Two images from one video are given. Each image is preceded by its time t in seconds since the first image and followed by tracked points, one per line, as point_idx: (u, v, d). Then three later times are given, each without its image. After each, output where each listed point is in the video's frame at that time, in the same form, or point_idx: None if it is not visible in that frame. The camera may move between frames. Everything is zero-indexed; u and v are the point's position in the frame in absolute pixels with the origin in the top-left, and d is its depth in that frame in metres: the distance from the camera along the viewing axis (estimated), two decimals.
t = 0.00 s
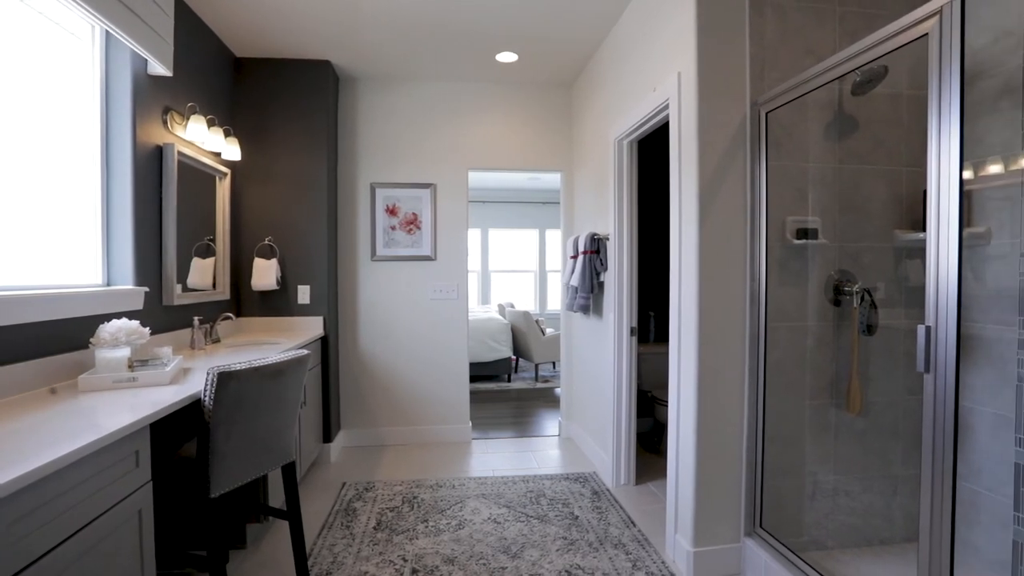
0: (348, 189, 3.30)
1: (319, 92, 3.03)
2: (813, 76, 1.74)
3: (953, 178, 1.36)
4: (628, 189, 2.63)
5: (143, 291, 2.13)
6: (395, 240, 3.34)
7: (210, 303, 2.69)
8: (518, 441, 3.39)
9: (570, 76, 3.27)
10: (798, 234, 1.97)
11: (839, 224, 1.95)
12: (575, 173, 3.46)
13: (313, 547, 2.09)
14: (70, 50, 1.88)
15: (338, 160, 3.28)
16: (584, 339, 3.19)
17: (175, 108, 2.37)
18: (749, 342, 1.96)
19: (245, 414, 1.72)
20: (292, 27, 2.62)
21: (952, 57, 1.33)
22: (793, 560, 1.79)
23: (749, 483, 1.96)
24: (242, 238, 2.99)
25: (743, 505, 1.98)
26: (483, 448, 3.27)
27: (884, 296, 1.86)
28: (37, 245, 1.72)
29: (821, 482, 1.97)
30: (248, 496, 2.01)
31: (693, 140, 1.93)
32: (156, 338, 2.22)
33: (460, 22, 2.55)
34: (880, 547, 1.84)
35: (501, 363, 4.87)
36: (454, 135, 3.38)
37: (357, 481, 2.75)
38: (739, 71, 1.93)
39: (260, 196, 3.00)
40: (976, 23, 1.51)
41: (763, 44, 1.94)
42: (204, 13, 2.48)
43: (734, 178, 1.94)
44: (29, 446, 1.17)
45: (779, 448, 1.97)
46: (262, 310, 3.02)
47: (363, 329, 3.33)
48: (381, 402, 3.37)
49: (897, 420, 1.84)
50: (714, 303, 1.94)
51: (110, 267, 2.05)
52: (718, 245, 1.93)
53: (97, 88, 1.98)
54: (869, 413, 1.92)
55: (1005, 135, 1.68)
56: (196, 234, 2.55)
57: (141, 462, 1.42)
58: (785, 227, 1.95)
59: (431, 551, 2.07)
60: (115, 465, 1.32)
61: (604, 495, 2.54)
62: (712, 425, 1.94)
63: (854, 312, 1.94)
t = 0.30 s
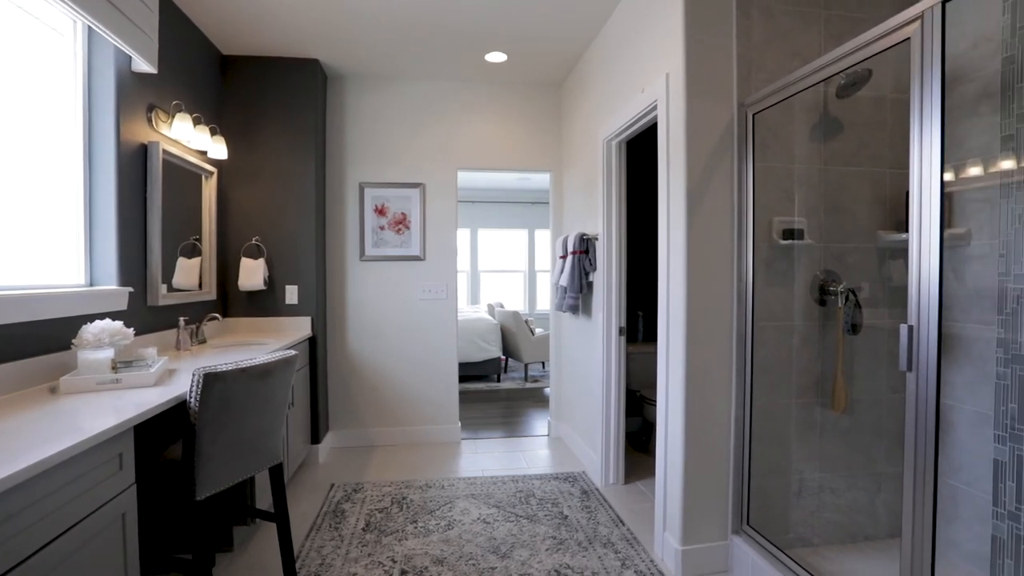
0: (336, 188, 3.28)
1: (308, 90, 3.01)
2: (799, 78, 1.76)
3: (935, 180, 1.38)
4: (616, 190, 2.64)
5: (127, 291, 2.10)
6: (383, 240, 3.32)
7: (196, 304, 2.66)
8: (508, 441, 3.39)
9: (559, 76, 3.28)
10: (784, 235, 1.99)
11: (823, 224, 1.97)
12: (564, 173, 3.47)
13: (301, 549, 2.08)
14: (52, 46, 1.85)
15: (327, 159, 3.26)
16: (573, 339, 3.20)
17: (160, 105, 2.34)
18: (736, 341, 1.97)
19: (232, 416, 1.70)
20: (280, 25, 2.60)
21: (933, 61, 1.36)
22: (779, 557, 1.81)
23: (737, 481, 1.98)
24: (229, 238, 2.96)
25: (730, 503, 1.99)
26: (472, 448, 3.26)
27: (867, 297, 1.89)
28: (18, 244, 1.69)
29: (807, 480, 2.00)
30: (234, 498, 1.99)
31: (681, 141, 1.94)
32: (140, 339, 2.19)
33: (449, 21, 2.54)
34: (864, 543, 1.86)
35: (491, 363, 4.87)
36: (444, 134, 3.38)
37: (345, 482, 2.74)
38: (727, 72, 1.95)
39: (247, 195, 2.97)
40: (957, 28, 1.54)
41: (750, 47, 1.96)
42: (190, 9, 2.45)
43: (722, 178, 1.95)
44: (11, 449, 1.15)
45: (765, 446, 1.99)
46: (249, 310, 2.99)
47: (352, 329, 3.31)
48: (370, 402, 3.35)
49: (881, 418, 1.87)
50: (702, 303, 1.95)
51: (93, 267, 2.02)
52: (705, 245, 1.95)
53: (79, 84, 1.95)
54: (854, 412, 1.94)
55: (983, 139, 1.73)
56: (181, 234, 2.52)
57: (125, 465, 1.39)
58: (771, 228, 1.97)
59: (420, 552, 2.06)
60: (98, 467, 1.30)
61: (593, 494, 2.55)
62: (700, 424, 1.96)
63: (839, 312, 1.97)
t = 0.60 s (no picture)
0: (325, 188, 3.26)
1: (297, 89, 2.99)
2: (785, 80, 1.78)
3: (919, 182, 1.40)
4: (605, 190, 2.64)
5: (112, 291, 2.07)
6: (372, 240, 3.31)
7: (182, 304, 2.63)
8: (498, 441, 3.39)
9: (548, 76, 3.29)
10: (771, 235, 2.01)
11: (809, 225, 1.99)
12: (553, 174, 3.47)
13: (290, 551, 2.06)
14: (33, 42, 1.82)
15: (315, 158, 3.24)
16: (563, 339, 3.20)
17: (145, 103, 2.31)
18: (724, 341, 1.99)
19: (218, 418, 1.68)
20: (268, 23, 2.58)
21: (915, 66, 1.38)
22: (767, 555, 1.83)
23: (725, 479, 2.00)
24: (216, 237, 2.93)
25: (718, 501, 2.01)
26: (463, 448, 3.26)
27: (852, 296, 1.91)
28: None
29: (795, 479, 2.02)
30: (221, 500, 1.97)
31: (669, 142, 1.95)
32: (125, 340, 2.16)
33: (439, 20, 2.54)
34: (850, 539, 1.87)
35: (481, 364, 4.87)
36: (433, 134, 3.37)
37: (334, 483, 2.72)
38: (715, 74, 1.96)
39: (235, 194, 2.94)
40: (939, 33, 1.56)
41: (738, 49, 1.97)
42: (176, 6, 2.42)
43: (710, 179, 1.97)
44: None
45: (752, 445, 2.01)
46: (237, 311, 2.96)
47: (341, 330, 3.29)
48: (359, 403, 3.34)
49: (865, 416, 1.89)
50: (690, 303, 1.96)
51: (75, 267, 1.99)
52: (694, 245, 1.96)
53: (61, 81, 1.92)
54: (840, 411, 1.96)
55: (966, 139, 1.80)
56: (168, 234, 2.49)
57: (110, 468, 1.37)
58: (759, 228, 1.99)
59: (410, 553, 2.06)
60: (81, 470, 1.28)
61: (583, 493, 2.55)
62: (688, 423, 1.97)
63: (825, 311, 1.99)
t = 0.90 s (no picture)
0: (314, 187, 3.23)
1: (285, 87, 2.96)
2: (771, 83, 1.80)
3: (901, 183, 1.43)
4: (594, 190, 2.65)
5: (95, 291, 2.04)
6: (361, 240, 3.29)
7: (168, 304, 2.60)
8: (487, 441, 3.39)
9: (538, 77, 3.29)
10: (758, 236, 2.03)
11: (795, 226, 2.01)
12: (543, 174, 3.48)
13: (278, 553, 2.05)
14: (14, 37, 1.79)
15: (303, 157, 3.21)
16: (552, 338, 3.21)
17: (130, 101, 2.27)
18: (712, 340, 2.01)
19: (204, 420, 1.66)
20: (255, 20, 2.55)
21: (898, 69, 1.40)
22: (754, 552, 1.85)
23: (714, 478, 2.02)
24: (202, 237, 2.90)
25: (706, 499, 2.03)
26: (452, 449, 3.25)
27: (837, 296, 1.93)
28: None
29: (782, 476, 2.04)
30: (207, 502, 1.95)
31: (658, 143, 1.96)
32: (109, 340, 2.13)
33: (428, 20, 2.54)
34: (835, 536, 1.89)
35: (471, 364, 4.87)
36: (422, 134, 3.36)
37: (322, 484, 2.70)
38: (703, 76, 1.98)
39: (221, 193, 2.91)
40: (922, 37, 1.59)
41: (725, 51, 1.99)
42: (161, 3, 2.39)
43: (698, 179, 1.98)
44: None
45: (740, 443, 2.03)
46: (224, 311, 2.93)
47: (329, 330, 3.27)
48: (348, 403, 3.32)
49: (850, 415, 1.92)
50: (679, 303, 1.98)
51: (57, 267, 1.95)
52: (682, 246, 1.98)
53: (43, 78, 1.89)
54: (826, 409, 1.99)
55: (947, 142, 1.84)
56: (153, 233, 2.46)
57: (93, 470, 1.36)
58: (746, 229, 2.01)
59: (399, 554, 2.05)
60: (63, 473, 1.26)
61: (573, 493, 2.56)
62: (677, 422, 1.99)
63: (811, 311, 2.01)
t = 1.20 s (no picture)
0: (301, 186, 3.21)
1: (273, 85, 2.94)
2: (758, 85, 1.81)
3: (885, 185, 1.45)
4: (583, 190, 2.65)
5: (77, 292, 2.00)
6: (349, 239, 3.27)
7: (152, 305, 2.56)
8: (477, 441, 3.38)
9: (526, 77, 3.30)
10: (745, 236, 2.05)
11: (781, 226, 2.04)
12: (532, 174, 3.48)
13: (266, 556, 2.03)
14: None
15: (291, 156, 3.19)
16: (541, 338, 3.22)
17: (112, 98, 2.24)
18: (700, 340, 2.02)
19: (190, 422, 1.64)
20: (242, 18, 2.53)
21: (882, 72, 1.42)
22: (742, 550, 1.87)
23: (701, 476, 2.03)
24: (188, 236, 2.86)
25: (695, 498, 2.04)
26: (442, 449, 3.25)
27: (822, 296, 1.96)
28: None
29: (768, 475, 2.07)
30: (192, 504, 1.93)
31: (647, 144, 1.97)
32: (91, 342, 2.09)
33: (417, 19, 2.53)
34: (820, 532, 1.91)
35: (460, 364, 4.86)
36: (411, 133, 3.34)
37: (310, 486, 2.68)
38: (690, 77, 1.99)
39: (207, 192, 2.88)
40: (904, 41, 1.61)
41: (712, 53, 2.01)
42: None
43: (687, 179, 2.00)
44: None
45: (728, 442, 2.05)
46: (210, 311, 2.89)
47: (317, 331, 3.25)
48: (337, 404, 3.29)
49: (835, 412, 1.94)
50: (666, 303, 1.99)
51: (37, 267, 1.91)
52: (669, 246, 1.99)
53: (22, 74, 1.84)
54: (811, 407, 2.01)
55: (926, 146, 1.86)
56: (136, 232, 2.42)
57: (74, 474, 1.33)
58: (734, 229, 2.03)
59: (388, 555, 2.04)
60: (43, 477, 1.23)
61: (562, 493, 2.57)
62: (665, 421, 2.00)
63: (797, 311, 2.04)
